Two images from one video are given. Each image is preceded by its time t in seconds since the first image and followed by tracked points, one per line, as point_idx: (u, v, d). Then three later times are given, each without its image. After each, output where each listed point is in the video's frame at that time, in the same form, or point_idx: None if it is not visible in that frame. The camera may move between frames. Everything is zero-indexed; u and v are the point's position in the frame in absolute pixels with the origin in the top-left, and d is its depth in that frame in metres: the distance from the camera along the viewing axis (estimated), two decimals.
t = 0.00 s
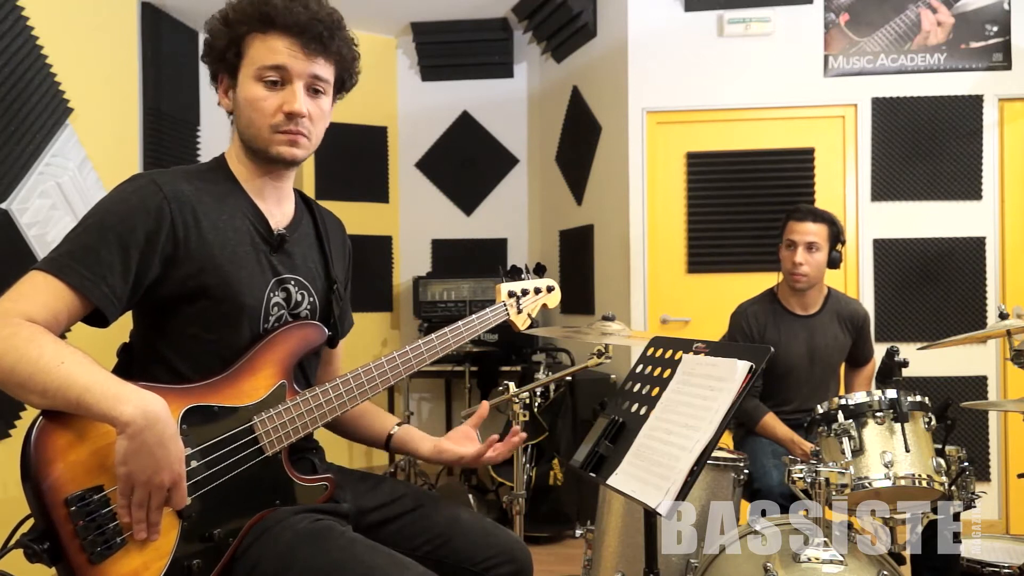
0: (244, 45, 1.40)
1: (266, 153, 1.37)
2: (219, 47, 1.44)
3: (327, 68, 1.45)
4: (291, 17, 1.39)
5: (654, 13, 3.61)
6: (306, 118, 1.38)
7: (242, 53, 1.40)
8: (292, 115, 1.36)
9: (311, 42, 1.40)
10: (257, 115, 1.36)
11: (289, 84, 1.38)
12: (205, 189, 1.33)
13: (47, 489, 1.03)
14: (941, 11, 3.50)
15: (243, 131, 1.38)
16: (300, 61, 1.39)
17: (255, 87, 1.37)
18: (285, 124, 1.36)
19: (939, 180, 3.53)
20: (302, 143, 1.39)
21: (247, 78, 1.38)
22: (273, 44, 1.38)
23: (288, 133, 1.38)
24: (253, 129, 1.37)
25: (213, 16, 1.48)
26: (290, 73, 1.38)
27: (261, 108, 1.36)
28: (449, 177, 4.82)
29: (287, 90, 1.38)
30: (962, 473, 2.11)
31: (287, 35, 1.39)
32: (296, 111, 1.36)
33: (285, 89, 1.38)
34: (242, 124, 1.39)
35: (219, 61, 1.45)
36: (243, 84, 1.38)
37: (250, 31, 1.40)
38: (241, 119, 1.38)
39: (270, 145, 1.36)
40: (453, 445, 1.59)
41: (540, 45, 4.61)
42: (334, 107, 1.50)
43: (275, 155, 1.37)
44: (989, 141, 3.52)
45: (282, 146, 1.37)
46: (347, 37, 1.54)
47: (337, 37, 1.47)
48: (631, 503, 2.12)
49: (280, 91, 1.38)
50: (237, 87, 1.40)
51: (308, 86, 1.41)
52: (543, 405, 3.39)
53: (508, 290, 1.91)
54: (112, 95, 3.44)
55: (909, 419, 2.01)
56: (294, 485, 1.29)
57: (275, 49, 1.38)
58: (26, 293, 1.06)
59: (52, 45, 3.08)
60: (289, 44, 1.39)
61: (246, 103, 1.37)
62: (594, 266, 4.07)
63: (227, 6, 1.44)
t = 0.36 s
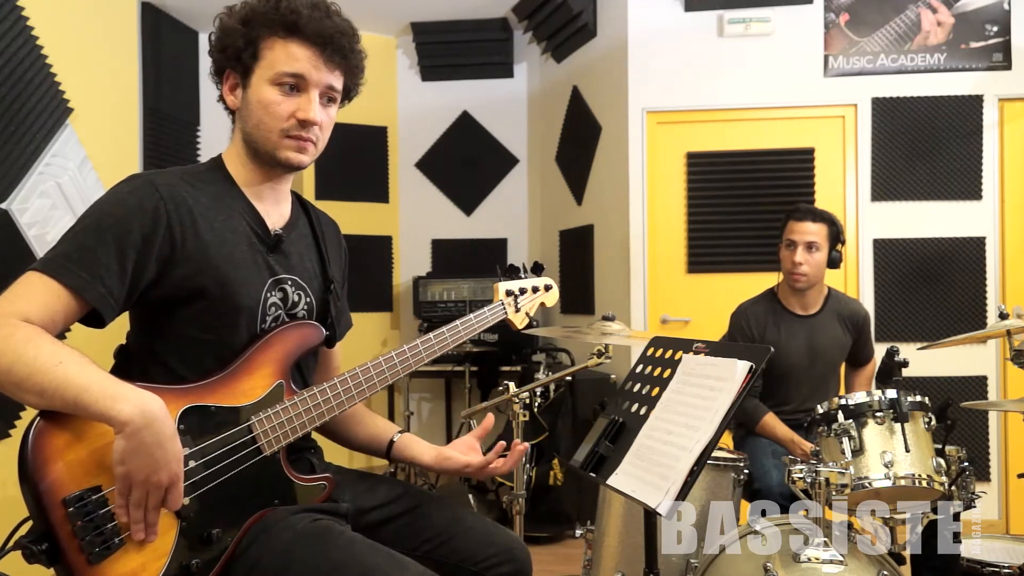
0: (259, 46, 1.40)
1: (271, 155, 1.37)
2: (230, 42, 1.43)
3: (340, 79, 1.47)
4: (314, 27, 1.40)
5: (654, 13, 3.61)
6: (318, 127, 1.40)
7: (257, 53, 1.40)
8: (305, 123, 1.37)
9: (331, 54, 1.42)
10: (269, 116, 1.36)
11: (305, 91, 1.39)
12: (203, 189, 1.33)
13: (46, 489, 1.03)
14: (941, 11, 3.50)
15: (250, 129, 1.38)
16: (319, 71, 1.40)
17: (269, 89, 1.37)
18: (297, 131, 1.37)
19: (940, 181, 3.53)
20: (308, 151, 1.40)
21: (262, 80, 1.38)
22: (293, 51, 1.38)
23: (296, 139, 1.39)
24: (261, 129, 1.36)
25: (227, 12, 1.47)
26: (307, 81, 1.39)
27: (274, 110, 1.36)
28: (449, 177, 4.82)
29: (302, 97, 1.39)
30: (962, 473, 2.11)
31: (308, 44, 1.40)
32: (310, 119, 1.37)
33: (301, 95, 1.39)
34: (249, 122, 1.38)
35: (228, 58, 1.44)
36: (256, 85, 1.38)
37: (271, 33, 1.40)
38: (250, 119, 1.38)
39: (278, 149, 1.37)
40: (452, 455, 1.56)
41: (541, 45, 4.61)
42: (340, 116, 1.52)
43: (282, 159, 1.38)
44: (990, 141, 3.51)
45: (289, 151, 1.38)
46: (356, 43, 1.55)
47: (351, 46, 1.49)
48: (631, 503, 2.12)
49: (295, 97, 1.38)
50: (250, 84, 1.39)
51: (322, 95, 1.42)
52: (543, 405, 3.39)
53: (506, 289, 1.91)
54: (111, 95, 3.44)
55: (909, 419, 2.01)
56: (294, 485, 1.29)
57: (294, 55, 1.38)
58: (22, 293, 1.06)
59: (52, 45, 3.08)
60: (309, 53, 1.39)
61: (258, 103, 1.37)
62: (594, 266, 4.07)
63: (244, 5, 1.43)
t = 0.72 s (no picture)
0: (267, 47, 1.40)
1: (278, 156, 1.37)
2: (235, 42, 1.42)
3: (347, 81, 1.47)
4: (324, 29, 1.41)
5: (654, 13, 3.61)
6: (326, 129, 1.40)
7: (266, 54, 1.39)
8: (314, 125, 1.38)
9: (340, 56, 1.43)
10: (278, 117, 1.36)
11: (314, 93, 1.39)
12: (203, 189, 1.33)
13: (46, 489, 1.03)
14: (941, 11, 3.50)
15: (258, 130, 1.38)
16: (329, 73, 1.40)
17: (278, 90, 1.37)
18: (307, 133, 1.37)
19: (940, 180, 3.53)
20: (315, 153, 1.41)
21: (271, 81, 1.38)
22: (304, 53, 1.39)
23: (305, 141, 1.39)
24: (270, 130, 1.36)
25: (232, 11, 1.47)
26: (317, 82, 1.39)
27: (283, 111, 1.36)
28: (449, 177, 4.82)
29: (312, 98, 1.39)
30: (962, 473, 2.11)
31: (318, 46, 1.40)
32: (320, 120, 1.37)
33: (310, 96, 1.39)
34: (257, 121, 1.38)
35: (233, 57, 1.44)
36: (265, 85, 1.38)
37: (281, 34, 1.39)
38: (258, 120, 1.38)
39: (287, 150, 1.37)
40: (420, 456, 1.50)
41: (541, 45, 4.61)
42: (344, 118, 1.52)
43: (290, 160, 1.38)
44: (990, 141, 3.51)
45: (296, 153, 1.38)
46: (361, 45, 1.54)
47: (355, 48, 1.50)
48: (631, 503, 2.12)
49: (304, 98, 1.38)
50: (258, 84, 1.39)
51: (331, 97, 1.42)
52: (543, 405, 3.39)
53: (506, 289, 1.91)
54: (111, 95, 3.44)
55: (909, 419, 2.01)
56: (294, 485, 1.29)
57: (304, 57, 1.39)
58: (22, 294, 1.06)
59: (52, 45, 3.08)
60: (319, 54, 1.40)
61: (267, 104, 1.37)
62: (594, 266, 4.07)
63: (252, 5, 1.43)
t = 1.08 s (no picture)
0: (252, 42, 1.41)
1: (267, 148, 1.37)
2: (228, 44, 1.44)
3: (336, 71, 1.46)
4: (304, 18, 1.40)
5: (654, 13, 3.61)
6: (312, 118, 1.39)
7: (252, 50, 1.41)
8: (298, 113, 1.37)
9: (323, 45, 1.42)
10: (263, 109, 1.36)
11: (297, 83, 1.39)
12: (203, 189, 1.33)
13: (47, 489, 1.03)
14: (941, 11, 3.50)
15: (246, 126, 1.38)
16: (311, 61, 1.40)
17: (263, 83, 1.37)
18: (291, 122, 1.36)
19: (940, 180, 3.53)
20: (304, 143, 1.39)
21: (256, 75, 1.39)
22: (285, 44, 1.39)
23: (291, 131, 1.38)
24: (257, 123, 1.36)
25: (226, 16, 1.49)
26: (300, 72, 1.39)
27: (267, 103, 1.36)
28: (449, 177, 4.82)
29: (295, 88, 1.39)
30: (962, 473, 2.11)
31: (300, 36, 1.40)
32: (303, 109, 1.36)
33: (293, 87, 1.39)
34: (246, 118, 1.38)
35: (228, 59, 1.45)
36: (252, 80, 1.39)
37: (262, 30, 1.41)
38: (246, 115, 1.38)
39: (274, 141, 1.36)
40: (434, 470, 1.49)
41: (541, 45, 4.61)
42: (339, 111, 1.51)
43: (278, 151, 1.37)
44: (989, 141, 3.51)
45: (284, 143, 1.37)
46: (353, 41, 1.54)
47: (346, 44, 1.49)
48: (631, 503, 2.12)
49: (287, 88, 1.38)
50: (245, 82, 1.40)
51: (317, 87, 1.42)
52: (543, 405, 3.39)
53: (506, 290, 1.91)
54: (111, 95, 3.44)
55: (909, 419, 2.01)
56: (294, 485, 1.29)
57: (286, 48, 1.39)
58: (23, 294, 1.06)
59: (52, 45, 3.08)
60: (300, 44, 1.40)
61: (252, 99, 1.37)
62: (594, 266, 4.07)
63: (241, 6, 1.45)
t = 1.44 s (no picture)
0: (248, 43, 1.40)
1: (265, 150, 1.37)
2: (223, 41, 1.43)
3: (333, 72, 1.46)
4: (301, 19, 1.39)
5: (654, 13, 3.61)
6: (310, 121, 1.40)
7: (248, 50, 1.40)
8: (297, 117, 1.37)
9: (320, 47, 1.42)
10: (261, 111, 1.36)
11: (295, 84, 1.39)
12: (201, 189, 1.33)
13: (46, 489, 1.03)
14: (941, 10, 3.50)
15: (243, 126, 1.38)
16: (308, 63, 1.40)
17: (260, 85, 1.37)
18: (289, 125, 1.37)
19: (940, 180, 3.53)
20: (302, 145, 1.40)
21: (253, 76, 1.38)
22: (282, 45, 1.38)
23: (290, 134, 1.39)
24: (254, 125, 1.37)
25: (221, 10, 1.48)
26: (297, 74, 1.39)
27: (265, 105, 1.36)
28: (449, 177, 4.82)
29: (293, 90, 1.39)
30: (962, 473, 2.11)
31: (297, 37, 1.39)
32: (302, 112, 1.37)
33: (291, 88, 1.39)
34: (243, 118, 1.38)
35: (223, 56, 1.44)
36: (248, 81, 1.38)
37: (259, 28, 1.40)
38: (243, 115, 1.38)
39: (272, 144, 1.37)
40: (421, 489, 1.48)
41: (541, 45, 4.61)
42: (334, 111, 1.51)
43: (277, 154, 1.38)
44: (990, 141, 3.51)
45: (282, 146, 1.38)
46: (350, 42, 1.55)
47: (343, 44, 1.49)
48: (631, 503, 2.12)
49: (285, 90, 1.38)
50: (241, 80, 1.39)
51: (314, 89, 1.42)
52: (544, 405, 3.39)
53: (504, 291, 1.91)
54: (111, 95, 3.44)
55: (909, 418, 2.01)
56: (294, 485, 1.29)
57: (284, 50, 1.38)
58: (21, 294, 1.06)
59: (52, 44, 3.08)
60: (298, 45, 1.39)
61: (250, 100, 1.37)
62: (594, 266, 4.06)
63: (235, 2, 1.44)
